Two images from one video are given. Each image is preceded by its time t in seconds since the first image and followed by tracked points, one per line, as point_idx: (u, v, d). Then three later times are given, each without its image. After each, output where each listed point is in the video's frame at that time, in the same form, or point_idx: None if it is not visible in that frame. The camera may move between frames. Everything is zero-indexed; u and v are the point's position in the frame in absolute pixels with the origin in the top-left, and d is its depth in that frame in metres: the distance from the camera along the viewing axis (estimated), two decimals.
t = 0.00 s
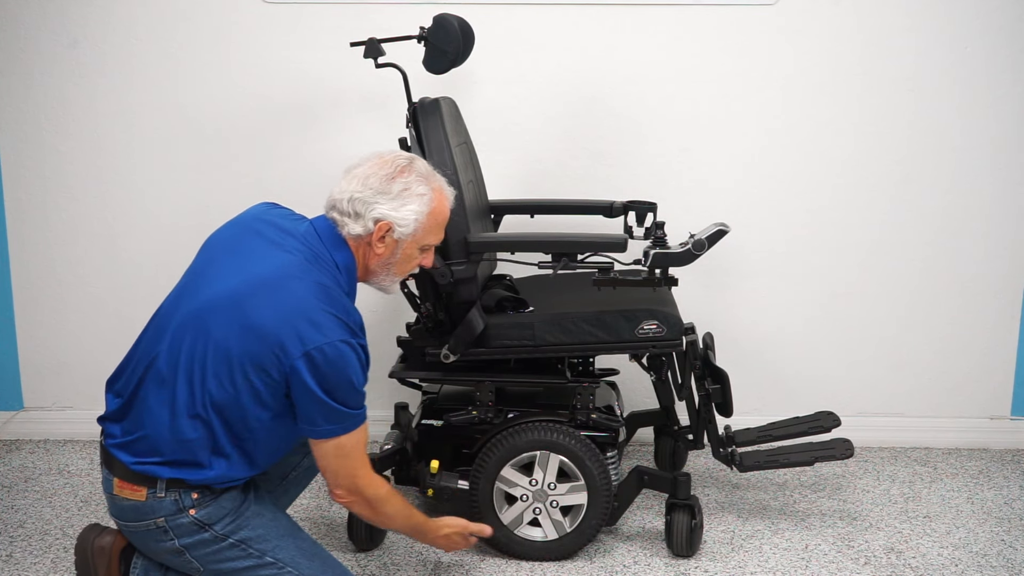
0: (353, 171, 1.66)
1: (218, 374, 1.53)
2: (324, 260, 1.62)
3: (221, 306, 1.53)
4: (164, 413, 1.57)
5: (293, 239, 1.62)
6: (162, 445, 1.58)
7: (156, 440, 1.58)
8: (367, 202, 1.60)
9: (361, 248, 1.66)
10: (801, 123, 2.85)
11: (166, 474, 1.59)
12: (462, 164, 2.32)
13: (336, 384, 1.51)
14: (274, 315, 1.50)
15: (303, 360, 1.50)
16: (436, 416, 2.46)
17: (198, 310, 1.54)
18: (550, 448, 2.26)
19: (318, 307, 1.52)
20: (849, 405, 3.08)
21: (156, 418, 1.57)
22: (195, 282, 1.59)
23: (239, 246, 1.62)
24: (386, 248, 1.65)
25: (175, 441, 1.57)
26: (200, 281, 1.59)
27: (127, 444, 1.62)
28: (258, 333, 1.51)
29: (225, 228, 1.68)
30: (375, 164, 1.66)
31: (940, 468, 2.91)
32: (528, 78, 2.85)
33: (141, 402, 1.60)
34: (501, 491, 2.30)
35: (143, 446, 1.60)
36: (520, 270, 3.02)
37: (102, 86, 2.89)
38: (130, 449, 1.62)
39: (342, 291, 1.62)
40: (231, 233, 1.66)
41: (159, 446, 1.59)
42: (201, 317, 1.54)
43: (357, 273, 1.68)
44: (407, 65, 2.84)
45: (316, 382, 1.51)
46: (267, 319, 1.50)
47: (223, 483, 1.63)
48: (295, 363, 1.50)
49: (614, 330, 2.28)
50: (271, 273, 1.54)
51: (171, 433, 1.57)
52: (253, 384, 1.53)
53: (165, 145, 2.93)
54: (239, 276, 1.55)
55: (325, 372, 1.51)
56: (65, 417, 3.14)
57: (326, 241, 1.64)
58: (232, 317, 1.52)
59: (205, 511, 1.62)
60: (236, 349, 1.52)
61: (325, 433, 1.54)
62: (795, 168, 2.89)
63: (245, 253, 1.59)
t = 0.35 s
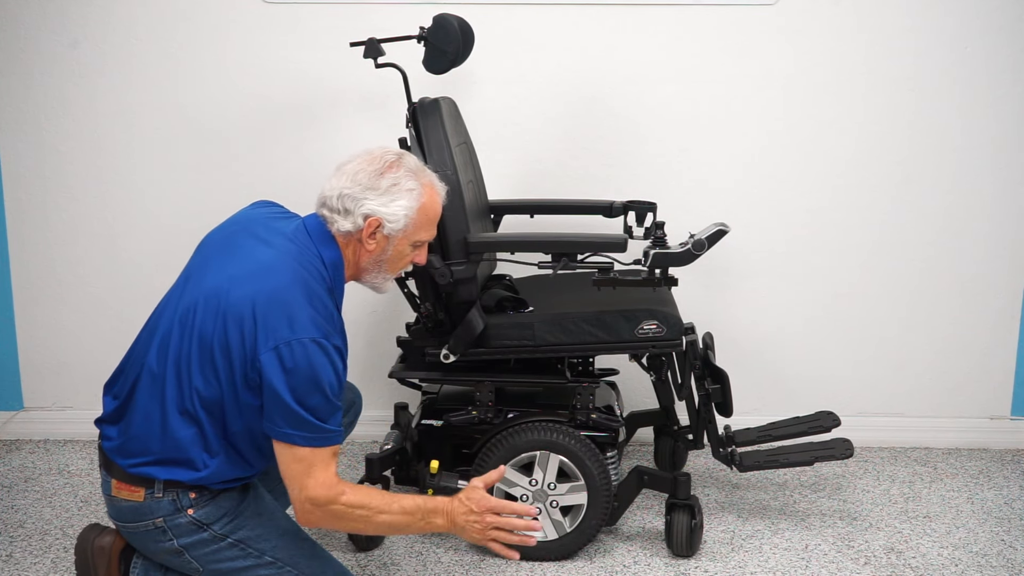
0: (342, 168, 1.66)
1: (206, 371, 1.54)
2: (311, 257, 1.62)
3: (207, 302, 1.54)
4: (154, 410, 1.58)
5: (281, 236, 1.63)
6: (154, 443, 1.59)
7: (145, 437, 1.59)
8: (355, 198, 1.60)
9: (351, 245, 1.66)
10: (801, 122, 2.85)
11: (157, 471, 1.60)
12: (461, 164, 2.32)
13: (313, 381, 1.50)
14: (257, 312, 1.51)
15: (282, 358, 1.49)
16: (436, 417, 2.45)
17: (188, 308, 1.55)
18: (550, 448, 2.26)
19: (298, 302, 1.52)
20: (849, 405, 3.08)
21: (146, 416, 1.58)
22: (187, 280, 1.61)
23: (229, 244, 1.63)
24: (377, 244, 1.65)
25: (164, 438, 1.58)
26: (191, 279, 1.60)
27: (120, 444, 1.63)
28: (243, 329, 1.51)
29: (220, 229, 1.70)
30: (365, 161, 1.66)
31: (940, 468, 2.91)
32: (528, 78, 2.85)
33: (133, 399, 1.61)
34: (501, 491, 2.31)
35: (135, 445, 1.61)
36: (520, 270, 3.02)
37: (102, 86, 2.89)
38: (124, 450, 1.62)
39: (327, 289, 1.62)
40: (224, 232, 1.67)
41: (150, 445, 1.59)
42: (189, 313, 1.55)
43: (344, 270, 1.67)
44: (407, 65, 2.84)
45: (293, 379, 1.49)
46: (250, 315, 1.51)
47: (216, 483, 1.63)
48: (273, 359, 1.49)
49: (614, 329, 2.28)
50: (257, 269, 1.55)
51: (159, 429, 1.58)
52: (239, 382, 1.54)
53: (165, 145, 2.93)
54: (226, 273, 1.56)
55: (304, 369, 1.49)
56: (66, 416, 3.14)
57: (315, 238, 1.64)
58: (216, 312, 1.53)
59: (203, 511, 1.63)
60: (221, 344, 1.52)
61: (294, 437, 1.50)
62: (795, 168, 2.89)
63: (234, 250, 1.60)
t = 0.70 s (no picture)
0: (343, 168, 1.65)
1: (212, 372, 1.54)
2: (313, 256, 1.62)
3: (212, 303, 1.54)
4: (158, 412, 1.58)
5: (284, 237, 1.63)
6: (159, 444, 1.59)
7: (150, 438, 1.59)
8: (358, 199, 1.60)
9: (353, 245, 1.66)
10: (801, 122, 2.85)
11: (161, 473, 1.59)
12: (461, 164, 2.32)
13: (326, 381, 1.52)
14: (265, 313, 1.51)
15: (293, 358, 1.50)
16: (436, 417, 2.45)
17: (191, 308, 1.55)
18: (550, 448, 2.26)
19: (307, 303, 1.53)
20: (849, 405, 3.08)
21: (152, 417, 1.58)
22: (189, 280, 1.60)
23: (232, 243, 1.62)
24: (379, 244, 1.65)
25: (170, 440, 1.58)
26: (193, 279, 1.59)
27: (123, 444, 1.63)
28: (250, 331, 1.51)
29: (220, 227, 1.69)
30: (366, 160, 1.65)
31: (940, 468, 2.91)
32: (528, 78, 2.85)
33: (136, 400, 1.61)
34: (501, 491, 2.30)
35: (139, 446, 1.61)
36: (520, 270, 3.02)
37: (102, 86, 2.89)
38: (127, 450, 1.62)
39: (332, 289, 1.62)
40: (225, 231, 1.66)
41: (155, 446, 1.59)
42: (192, 314, 1.55)
43: (347, 269, 1.67)
44: (407, 65, 2.84)
45: (307, 379, 1.51)
46: (258, 318, 1.51)
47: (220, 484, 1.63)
48: (286, 361, 1.50)
49: (614, 329, 2.28)
50: (262, 270, 1.55)
51: (164, 431, 1.58)
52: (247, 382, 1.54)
53: (165, 145, 2.93)
54: (230, 274, 1.55)
55: (317, 370, 1.51)
56: (65, 416, 3.14)
57: (316, 237, 1.64)
58: (222, 314, 1.53)
59: (204, 510, 1.62)
60: (227, 346, 1.53)
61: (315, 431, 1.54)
62: (795, 168, 2.89)
63: (237, 250, 1.60)
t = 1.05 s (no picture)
0: (341, 166, 1.65)
1: (213, 373, 1.54)
2: (310, 254, 1.62)
3: (211, 304, 1.53)
4: (159, 413, 1.57)
5: (279, 235, 1.63)
6: (160, 445, 1.58)
7: (151, 440, 1.58)
8: (356, 197, 1.60)
9: (351, 243, 1.66)
10: (801, 122, 2.85)
11: (162, 474, 1.59)
12: (462, 164, 2.32)
13: (332, 376, 1.54)
14: (267, 312, 1.52)
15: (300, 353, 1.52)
16: (436, 416, 2.44)
17: (189, 310, 1.54)
18: (550, 448, 2.26)
19: (308, 302, 1.54)
20: (849, 405, 3.08)
21: (152, 419, 1.57)
22: (185, 281, 1.59)
23: (228, 243, 1.62)
24: (377, 242, 1.65)
25: (171, 441, 1.57)
26: (189, 280, 1.58)
27: (123, 447, 1.62)
28: (251, 330, 1.51)
29: (214, 227, 1.68)
30: (365, 158, 1.65)
31: (940, 468, 2.91)
32: (528, 78, 2.85)
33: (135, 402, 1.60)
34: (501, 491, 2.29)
35: (140, 447, 1.60)
36: (520, 270, 3.02)
37: (102, 86, 2.89)
38: (127, 452, 1.62)
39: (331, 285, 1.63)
40: (219, 230, 1.65)
41: (156, 447, 1.59)
42: (191, 316, 1.54)
43: (346, 267, 1.68)
44: (407, 65, 2.84)
45: (314, 374, 1.54)
46: (260, 318, 1.51)
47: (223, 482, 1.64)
48: (292, 358, 1.52)
49: (615, 329, 2.29)
50: (261, 270, 1.55)
51: (164, 433, 1.57)
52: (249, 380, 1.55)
53: (165, 145, 2.93)
54: (228, 274, 1.55)
55: (323, 366, 1.54)
56: (66, 416, 3.14)
57: (313, 235, 1.65)
58: (222, 315, 1.53)
59: (205, 510, 1.62)
60: (228, 347, 1.52)
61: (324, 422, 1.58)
62: (795, 168, 2.89)
63: (233, 250, 1.60)
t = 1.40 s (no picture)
0: (316, 155, 1.64)
1: (198, 373, 1.54)
2: (290, 249, 1.62)
3: (193, 304, 1.53)
4: (145, 417, 1.57)
5: (257, 232, 1.62)
6: (149, 449, 1.58)
7: (140, 443, 1.58)
8: (333, 188, 1.60)
9: (328, 233, 1.66)
10: (801, 122, 2.85)
11: (156, 478, 1.59)
12: (461, 164, 2.32)
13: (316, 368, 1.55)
14: (249, 310, 1.52)
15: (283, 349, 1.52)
16: (436, 416, 2.45)
17: (170, 312, 1.54)
18: (550, 448, 2.26)
19: (289, 296, 1.54)
20: (849, 405, 3.08)
21: (139, 423, 1.57)
22: (165, 283, 1.59)
23: (206, 243, 1.61)
24: (355, 232, 1.65)
25: (159, 444, 1.57)
26: (170, 282, 1.58)
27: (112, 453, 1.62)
28: (233, 328, 1.52)
29: (191, 228, 1.67)
30: (340, 147, 1.64)
31: (940, 468, 2.91)
32: (527, 78, 2.85)
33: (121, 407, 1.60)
34: (501, 491, 2.29)
35: (130, 452, 1.60)
36: (520, 270, 3.02)
37: (102, 87, 2.89)
38: (118, 458, 1.62)
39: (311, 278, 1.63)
40: (198, 231, 1.65)
41: (145, 451, 1.59)
42: (174, 318, 1.54)
43: (323, 257, 1.68)
44: (407, 65, 2.84)
45: (298, 367, 1.54)
46: (241, 314, 1.52)
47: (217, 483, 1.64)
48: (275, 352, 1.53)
49: (614, 329, 2.29)
50: (240, 267, 1.55)
51: (153, 435, 1.57)
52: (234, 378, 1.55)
53: (165, 145, 2.93)
54: (208, 274, 1.55)
55: (306, 359, 1.54)
56: (66, 416, 3.14)
57: (290, 228, 1.64)
58: (204, 314, 1.53)
59: (201, 512, 1.62)
60: (213, 346, 1.53)
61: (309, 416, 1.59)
62: (795, 168, 2.89)
63: (211, 249, 1.59)
